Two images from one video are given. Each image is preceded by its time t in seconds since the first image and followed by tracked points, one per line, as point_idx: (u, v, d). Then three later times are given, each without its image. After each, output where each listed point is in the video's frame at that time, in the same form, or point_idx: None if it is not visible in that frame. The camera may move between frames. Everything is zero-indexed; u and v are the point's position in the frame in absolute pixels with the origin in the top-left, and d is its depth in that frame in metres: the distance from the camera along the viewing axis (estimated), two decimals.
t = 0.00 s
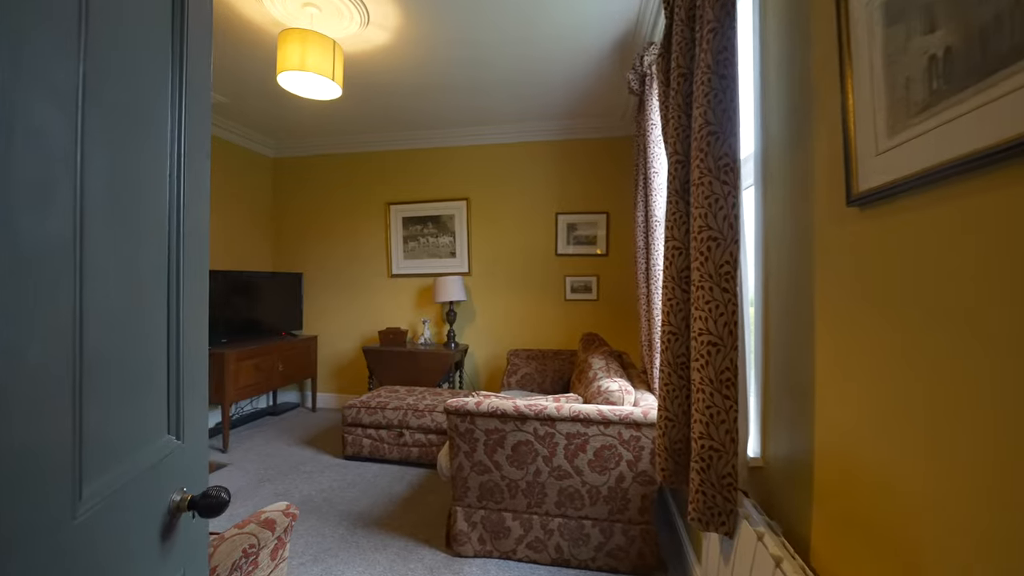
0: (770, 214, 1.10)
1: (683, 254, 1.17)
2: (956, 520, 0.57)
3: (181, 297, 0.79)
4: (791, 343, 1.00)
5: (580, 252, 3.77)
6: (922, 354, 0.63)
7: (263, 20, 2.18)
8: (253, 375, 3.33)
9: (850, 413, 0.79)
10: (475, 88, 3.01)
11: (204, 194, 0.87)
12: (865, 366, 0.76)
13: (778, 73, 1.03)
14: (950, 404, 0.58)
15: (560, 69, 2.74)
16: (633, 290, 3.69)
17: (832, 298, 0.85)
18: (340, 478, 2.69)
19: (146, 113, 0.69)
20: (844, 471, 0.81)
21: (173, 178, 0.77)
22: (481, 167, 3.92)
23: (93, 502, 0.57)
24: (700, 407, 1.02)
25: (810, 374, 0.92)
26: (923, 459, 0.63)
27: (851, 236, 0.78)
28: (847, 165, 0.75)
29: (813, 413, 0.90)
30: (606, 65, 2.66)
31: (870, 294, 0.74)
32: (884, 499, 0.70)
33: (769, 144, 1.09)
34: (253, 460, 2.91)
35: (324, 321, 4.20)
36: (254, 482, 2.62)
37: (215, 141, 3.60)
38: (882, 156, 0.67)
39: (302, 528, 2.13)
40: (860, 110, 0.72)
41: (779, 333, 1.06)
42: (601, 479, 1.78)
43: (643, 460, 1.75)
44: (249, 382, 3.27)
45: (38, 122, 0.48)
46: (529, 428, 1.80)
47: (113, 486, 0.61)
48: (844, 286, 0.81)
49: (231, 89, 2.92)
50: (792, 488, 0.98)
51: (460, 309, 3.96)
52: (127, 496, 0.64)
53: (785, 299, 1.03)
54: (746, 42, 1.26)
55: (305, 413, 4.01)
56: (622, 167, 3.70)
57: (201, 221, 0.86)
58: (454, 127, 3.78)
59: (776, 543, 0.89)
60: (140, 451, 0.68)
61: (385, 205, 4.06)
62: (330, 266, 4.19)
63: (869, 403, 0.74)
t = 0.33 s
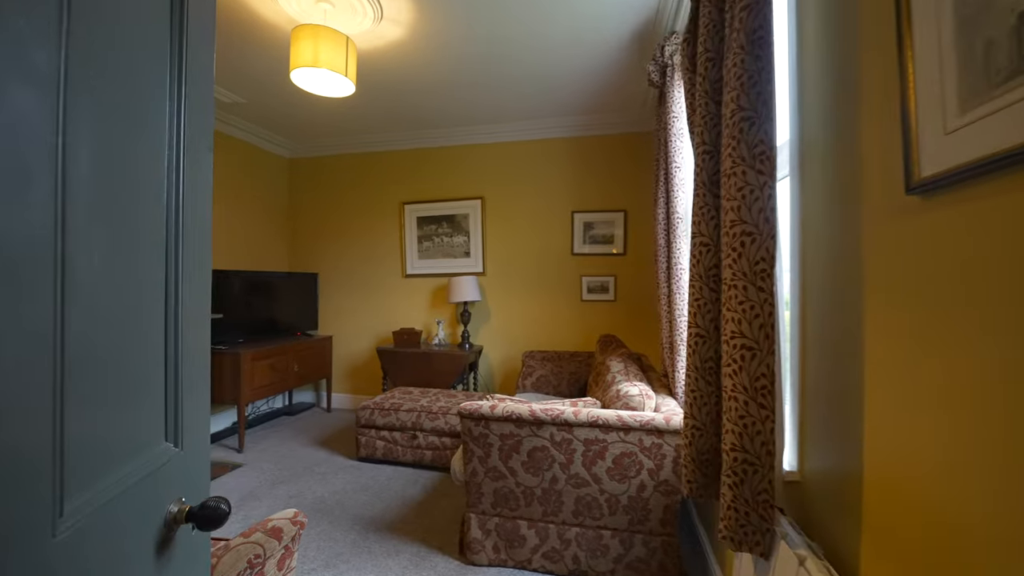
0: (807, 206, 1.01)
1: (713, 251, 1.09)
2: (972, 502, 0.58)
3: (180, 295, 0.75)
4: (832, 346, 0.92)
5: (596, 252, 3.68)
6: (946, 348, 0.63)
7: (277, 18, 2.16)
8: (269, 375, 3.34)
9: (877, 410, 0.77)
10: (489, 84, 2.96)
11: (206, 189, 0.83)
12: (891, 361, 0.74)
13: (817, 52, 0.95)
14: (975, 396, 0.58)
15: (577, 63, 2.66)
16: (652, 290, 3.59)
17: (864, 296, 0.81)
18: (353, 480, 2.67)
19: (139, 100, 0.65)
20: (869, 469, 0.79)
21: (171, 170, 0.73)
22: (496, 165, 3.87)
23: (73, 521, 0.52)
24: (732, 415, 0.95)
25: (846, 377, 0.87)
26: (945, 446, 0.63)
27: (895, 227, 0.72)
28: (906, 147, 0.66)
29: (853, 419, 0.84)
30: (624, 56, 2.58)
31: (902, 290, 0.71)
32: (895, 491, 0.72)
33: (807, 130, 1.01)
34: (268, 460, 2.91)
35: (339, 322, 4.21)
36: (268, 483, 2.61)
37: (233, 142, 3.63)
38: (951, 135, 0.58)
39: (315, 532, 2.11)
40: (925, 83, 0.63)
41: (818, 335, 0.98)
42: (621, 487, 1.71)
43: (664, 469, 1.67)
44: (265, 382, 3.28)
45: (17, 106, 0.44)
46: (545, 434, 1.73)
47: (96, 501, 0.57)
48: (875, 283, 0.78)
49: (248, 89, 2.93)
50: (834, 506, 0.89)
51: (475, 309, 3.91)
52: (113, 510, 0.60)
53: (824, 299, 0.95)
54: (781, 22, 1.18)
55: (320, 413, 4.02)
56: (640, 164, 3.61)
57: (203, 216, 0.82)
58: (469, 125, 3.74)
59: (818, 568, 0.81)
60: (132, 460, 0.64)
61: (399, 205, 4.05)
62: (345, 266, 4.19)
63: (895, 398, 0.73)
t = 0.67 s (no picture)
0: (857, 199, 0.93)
1: (750, 249, 1.01)
2: (985, 494, 0.61)
3: (180, 298, 0.71)
4: (886, 354, 0.84)
5: (614, 251, 3.58)
6: (973, 347, 0.64)
7: (292, 17, 2.14)
8: (285, 375, 3.34)
9: (930, 421, 0.72)
10: (505, 80, 2.89)
11: (210, 185, 0.78)
12: (943, 367, 0.69)
13: (871, 26, 0.86)
14: (996, 397, 0.60)
15: (595, 56, 2.58)
16: (672, 290, 3.47)
17: (922, 298, 0.74)
18: (367, 482, 2.64)
19: (129, 88, 0.60)
20: (914, 476, 0.75)
21: (168, 164, 0.68)
22: (512, 164, 3.81)
23: (45, 547, 0.47)
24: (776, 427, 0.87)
25: (897, 386, 0.80)
26: (972, 442, 0.63)
27: (962, 222, 0.65)
28: (993, 127, 0.57)
29: (909, 434, 0.77)
30: (645, 48, 2.48)
31: (963, 293, 0.65)
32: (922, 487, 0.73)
33: (858, 115, 0.92)
34: (283, 461, 2.90)
35: (355, 322, 4.20)
36: (283, 483, 2.60)
37: (251, 144, 3.65)
38: None
39: (328, 535, 2.08)
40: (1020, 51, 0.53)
41: (870, 341, 0.89)
42: (643, 498, 1.62)
43: (690, 479, 1.58)
44: (281, 382, 3.28)
45: None
46: (563, 440, 1.66)
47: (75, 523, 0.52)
48: (914, 282, 0.76)
49: (264, 90, 2.92)
50: (888, 530, 0.81)
51: (490, 310, 3.85)
52: (96, 532, 0.55)
53: (877, 301, 0.86)
54: None
55: (336, 413, 4.01)
56: (660, 160, 3.50)
57: (207, 214, 0.77)
58: (484, 123, 3.68)
59: None
60: (122, 476, 0.59)
61: (414, 205, 4.02)
62: (360, 266, 4.18)
63: (948, 409, 0.68)
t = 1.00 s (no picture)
0: (918, 193, 0.83)
1: (791, 247, 0.91)
2: None
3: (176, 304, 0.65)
4: (951, 362, 0.75)
5: (634, 250, 3.48)
6: None
7: (306, 15, 2.11)
8: (301, 374, 3.34)
9: (1007, 443, 0.63)
10: (522, 76, 2.82)
11: (213, 182, 0.73)
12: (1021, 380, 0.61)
13: None
14: None
15: (615, 48, 2.49)
16: (694, 291, 3.35)
17: (997, 302, 0.65)
18: (382, 484, 2.60)
19: (120, 72, 0.55)
20: (987, 502, 0.67)
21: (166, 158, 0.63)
22: (529, 161, 3.74)
23: None
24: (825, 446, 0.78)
25: (966, 400, 0.71)
26: None
27: None
28: None
29: (980, 455, 0.68)
30: (667, 39, 2.38)
31: None
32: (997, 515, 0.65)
33: (920, 100, 0.82)
34: (299, 461, 2.90)
35: (371, 322, 4.20)
36: (298, 484, 2.59)
37: (269, 144, 3.67)
38: None
39: (342, 539, 2.04)
40: None
41: (933, 349, 0.80)
42: (668, 510, 1.54)
43: (719, 491, 1.49)
44: (298, 382, 3.29)
45: None
46: (583, 448, 1.59)
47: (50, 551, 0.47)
48: (985, 283, 0.67)
49: (281, 90, 2.92)
50: (954, 559, 0.73)
51: (506, 310, 3.79)
52: (79, 556, 0.51)
53: (943, 305, 0.77)
54: None
55: (352, 412, 4.02)
56: (682, 156, 3.39)
57: (211, 213, 0.73)
58: (500, 121, 3.62)
59: None
60: (111, 496, 0.54)
61: (429, 204, 3.99)
62: (376, 266, 4.17)
63: None
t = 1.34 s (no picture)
0: (992, 173, 0.72)
1: (834, 246, 0.81)
2: None
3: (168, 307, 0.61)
4: None
5: (654, 250, 3.37)
6: None
7: (320, 13, 2.09)
8: (318, 375, 3.34)
9: None
10: (538, 71, 2.75)
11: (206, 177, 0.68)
12: None
13: None
14: None
15: (636, 39, 2.39)
16: (719, 292, 3.22)
17: None
18: (396, 488, 2.57)
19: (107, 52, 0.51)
20: None
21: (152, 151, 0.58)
22: (546, 159, 3.67)
23: None
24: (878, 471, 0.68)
25: None
26: None
27: None
28: None
29: None
30: (691, 29, 2.28)
31: None
32: None
33: (991, 67, 0.72)
34: (315, 462, 2.90)
35: (387, 322, 4.19)
36: (314, 485, 2.58)
37: (287, 146, 3.70)
38: None
39: (355, 544, 2.02)
40: None
41: (1006, 351, 0.69)
42: (692, 526, 1.45)
43: (748, 508, 1.39)
44: (314, 382, 3.29)
45: None
46: (602, 458, 1.51)
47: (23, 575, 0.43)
48: None
49: (298, 92, 2.93)
50: None
51: (522, 312, 3.73)
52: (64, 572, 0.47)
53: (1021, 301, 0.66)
54: None
55: (368, 413, 4.02)
56: (705, 152, 3.26)
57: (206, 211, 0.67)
58: (516, 118, 3.56)
59: None
60: (94, 514, 0.50)
61: (445, 204, 3.95)
62: (393, 267, 4.16)
63: None
